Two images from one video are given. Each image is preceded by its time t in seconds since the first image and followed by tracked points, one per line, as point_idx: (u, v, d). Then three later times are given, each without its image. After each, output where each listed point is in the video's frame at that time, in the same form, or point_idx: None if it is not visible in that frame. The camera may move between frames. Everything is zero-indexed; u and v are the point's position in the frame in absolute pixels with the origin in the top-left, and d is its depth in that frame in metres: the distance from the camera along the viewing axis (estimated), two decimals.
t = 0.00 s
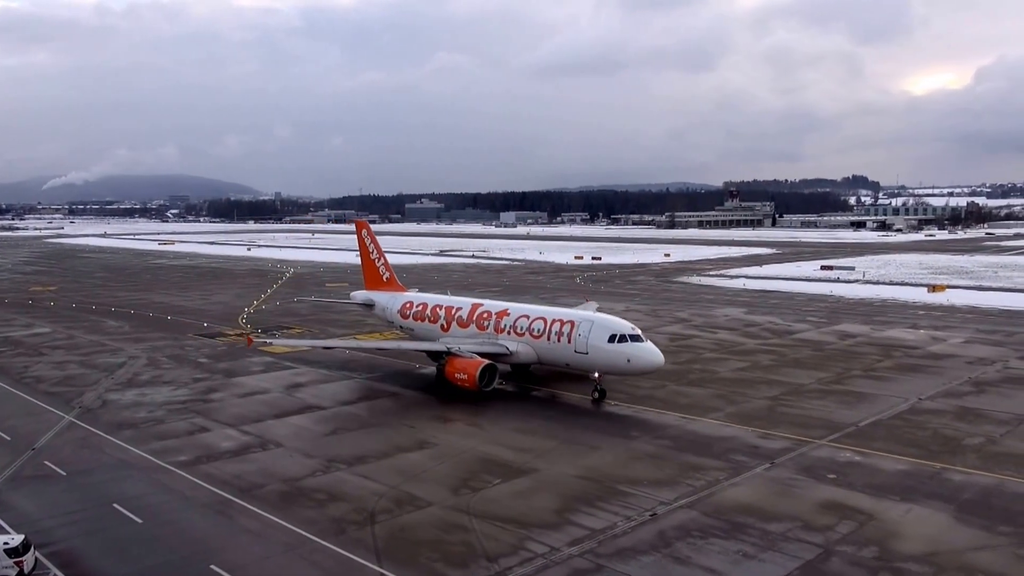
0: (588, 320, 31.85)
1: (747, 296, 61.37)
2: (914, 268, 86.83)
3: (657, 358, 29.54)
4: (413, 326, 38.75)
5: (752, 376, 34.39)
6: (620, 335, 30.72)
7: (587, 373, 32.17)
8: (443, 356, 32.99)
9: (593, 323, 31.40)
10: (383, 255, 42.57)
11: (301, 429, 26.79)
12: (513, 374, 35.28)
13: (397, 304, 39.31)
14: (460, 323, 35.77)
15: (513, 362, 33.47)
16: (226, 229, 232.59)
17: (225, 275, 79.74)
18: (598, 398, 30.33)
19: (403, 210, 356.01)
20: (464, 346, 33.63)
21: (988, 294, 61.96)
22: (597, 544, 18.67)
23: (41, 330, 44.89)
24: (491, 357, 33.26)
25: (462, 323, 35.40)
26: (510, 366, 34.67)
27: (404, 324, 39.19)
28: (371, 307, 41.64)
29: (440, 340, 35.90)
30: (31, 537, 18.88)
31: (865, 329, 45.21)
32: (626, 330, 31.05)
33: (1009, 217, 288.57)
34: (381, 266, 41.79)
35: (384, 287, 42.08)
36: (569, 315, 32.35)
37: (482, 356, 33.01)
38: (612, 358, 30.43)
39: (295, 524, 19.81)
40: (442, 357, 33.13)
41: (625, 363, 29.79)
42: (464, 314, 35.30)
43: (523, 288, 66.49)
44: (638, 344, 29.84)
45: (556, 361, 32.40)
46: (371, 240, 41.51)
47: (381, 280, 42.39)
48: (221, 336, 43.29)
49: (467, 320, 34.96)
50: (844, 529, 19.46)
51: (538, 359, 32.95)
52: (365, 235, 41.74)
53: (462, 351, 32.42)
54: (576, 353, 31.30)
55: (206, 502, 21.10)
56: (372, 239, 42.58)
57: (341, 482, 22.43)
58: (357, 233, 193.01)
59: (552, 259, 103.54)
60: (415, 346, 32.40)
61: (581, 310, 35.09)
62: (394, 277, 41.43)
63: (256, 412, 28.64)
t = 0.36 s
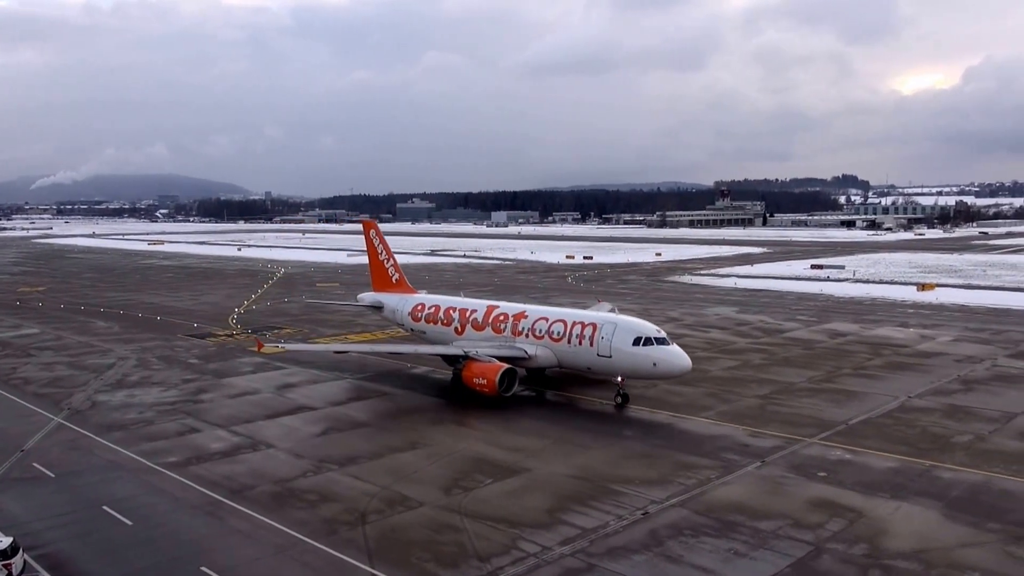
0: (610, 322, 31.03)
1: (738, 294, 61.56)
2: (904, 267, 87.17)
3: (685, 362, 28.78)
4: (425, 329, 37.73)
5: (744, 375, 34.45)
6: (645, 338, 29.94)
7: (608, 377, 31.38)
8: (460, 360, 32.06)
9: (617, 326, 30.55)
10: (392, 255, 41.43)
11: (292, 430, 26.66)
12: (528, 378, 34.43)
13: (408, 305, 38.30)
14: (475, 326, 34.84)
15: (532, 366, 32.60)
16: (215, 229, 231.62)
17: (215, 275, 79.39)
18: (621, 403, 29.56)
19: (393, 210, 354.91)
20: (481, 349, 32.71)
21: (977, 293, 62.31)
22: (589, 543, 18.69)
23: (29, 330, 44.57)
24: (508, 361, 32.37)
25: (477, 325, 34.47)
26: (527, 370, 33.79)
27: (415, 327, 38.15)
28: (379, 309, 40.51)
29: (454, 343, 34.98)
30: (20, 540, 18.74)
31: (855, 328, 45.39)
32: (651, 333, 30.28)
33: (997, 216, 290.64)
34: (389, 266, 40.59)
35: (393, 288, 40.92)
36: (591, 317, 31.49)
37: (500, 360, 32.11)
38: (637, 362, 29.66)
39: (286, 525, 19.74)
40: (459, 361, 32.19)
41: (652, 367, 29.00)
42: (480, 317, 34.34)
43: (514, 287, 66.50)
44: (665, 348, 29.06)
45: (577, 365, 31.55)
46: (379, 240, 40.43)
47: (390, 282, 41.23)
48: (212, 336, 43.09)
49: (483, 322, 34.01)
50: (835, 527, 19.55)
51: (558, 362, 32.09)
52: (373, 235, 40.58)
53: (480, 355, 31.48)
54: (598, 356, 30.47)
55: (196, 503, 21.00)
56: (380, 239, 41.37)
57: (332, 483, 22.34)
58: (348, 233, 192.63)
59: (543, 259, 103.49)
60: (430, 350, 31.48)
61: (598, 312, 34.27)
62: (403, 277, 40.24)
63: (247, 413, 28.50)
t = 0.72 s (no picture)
0: (632, 325, 30.34)
1: (725, 293, 61.80)
2: (891, 266, 87.67)
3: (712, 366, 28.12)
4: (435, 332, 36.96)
5: (732, 373, 34.54)
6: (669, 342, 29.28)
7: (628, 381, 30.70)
8: (475, 364, 31.30)
9: (639, 329, 29.86)
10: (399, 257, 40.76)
11: (281, 431, 26.53)
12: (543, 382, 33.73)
13: (418, 308, 37.55)
14: (489, 329, 34.10)
15: (548, 370, 31.88)
16: (202, 229, 230.60)
17: (202, 275, 78.99)
18: (643, 408, 28.92)
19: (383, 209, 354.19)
20: (497, 353, 31.98)
21: (963, 292, 62.76)
22: (579, 543, 18.70)
23: (13, 332, 44.23)
24: (525, 365, 31.64)
25: (491, 328, 33.73)
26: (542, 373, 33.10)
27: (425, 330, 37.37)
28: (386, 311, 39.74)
29: (466, 346, 34.24)
30: (5, 543, 18.57)
31: (843, 326, 45.61)
32: (675, 336, 29.62)
33: (984, 215, 292.60)
34: (396, 267, 39.86)
35: (401, 290, 40.18)
36: (612, 320, 30.77)
37: (517, 364, 31.39)
38: (662, 365, 28.98)
39: (275, 526, 19.66)
40: (475, 365, 31.43)
41: (678, 371, 28.31)
42: (495, 319, 33.58)
43: (502, 287, 66.51)
44: (690, 352, 28.39)
45: (597, 369, 30.83)
46: (386, 240, 39.82)
47: (397, 283, 40.49)
48: (199, 336, 42.91)
49: (498, 325, 33.26)
50: (823, 524, 19.63)
51: (576, 366, 31.38)
52: (379, 236, 39.99)
53: (497, 359, 30.70)
54: (620, 360, 29.76)
55: (184, 504, 20.89)
56: (387, 241, 40.78)
57: (321, 483, 22.27)
58: (336, 233, 192.17)
59: (532, 258, 103.47)
60: (446, 354, 30.71)
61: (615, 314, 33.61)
62: (411, 279, 39.45)
63: (235, 414, 28.35)
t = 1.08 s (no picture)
0: (653, 328, 29.30)
1: (710, 292, 62.02)
2: (875, 264, 88.30)
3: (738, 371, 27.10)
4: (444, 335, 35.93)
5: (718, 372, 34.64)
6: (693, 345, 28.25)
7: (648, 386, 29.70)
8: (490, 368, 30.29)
9: (661, 332, 28.80)
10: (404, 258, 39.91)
11: (266, 432, 26.41)
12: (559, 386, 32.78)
13: (426, 310, 36.55)
14: (501, 331, 33.10)
15: (565, 374, 30.88)
16: (187, 229, 229.55)
17: (186, 275, 78.58)
18: (665, 414, 27.97)
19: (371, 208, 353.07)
20: (512, 356, 31.01)
21: (945, 289, 63.27)
22: (565, 542, 18.70)
23: None
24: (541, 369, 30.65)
25: (503, 331, 32.70)
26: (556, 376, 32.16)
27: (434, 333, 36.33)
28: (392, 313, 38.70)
29: (478, 349, 33.23)
30: None
31: (827, 324, 45.82)
32: (698, 339, 28.59)
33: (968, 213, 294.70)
34: (401, 268, 39.04)
35: (405, 291, 39.22)
36: (631, 322, 29.71)
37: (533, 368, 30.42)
38: (684, 370, 27.97)
39: (260, 527, 19.58)
40: (490, 370, 30.43)
41: (702, 376, 27.30)
42: (508, 322, 32.54)
43: (488, 286, 66.53)
44: (716, 356, 27.38)
45: (616, 373, 29.81)
46: (391, 240, 39.00)
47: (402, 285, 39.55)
48: (184, 337, 42.71)
49: (511, 328, 32.23)
50: (807, 522, 19.72)
51: (594, 370, 30.38)
52: (384, 236, 39.19)
53: (513, 364, 29.65)
54: (642, 364, 28.72)
55: (169, 506, 20.79)
56: (392, 241, 39.97)
57: (307, 484, 22.19)
58: (323, 232, 191.73)
59: (518, 258, 103.48)
60: (458, 358, 29.73)
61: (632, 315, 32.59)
62: (418, 280, 38.67)
63: (221, 415, 28.20)
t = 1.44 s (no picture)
0: (673, 330, 28.80)
1: (693, 291, 62.21)
2: (857, 263, 89.00)
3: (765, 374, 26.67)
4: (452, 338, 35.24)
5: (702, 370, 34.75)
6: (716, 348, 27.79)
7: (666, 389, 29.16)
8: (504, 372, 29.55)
9: (683, 335, 28.30)
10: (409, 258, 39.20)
11: (249, 433, 26.20)
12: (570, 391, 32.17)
13: (434, 311, 35.88)
14: (513, 334, 32.49)
15: (580, 378, 30.27)
16: (167, 228, 227.52)
17: (166, 275, 77.85)
18: (686, 418, 27.36)
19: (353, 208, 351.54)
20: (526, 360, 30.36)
21: (925, 288, 63.88)
22: (549, 541, 18.70)
23: None
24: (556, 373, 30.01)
25: (516, 334, 32.07)
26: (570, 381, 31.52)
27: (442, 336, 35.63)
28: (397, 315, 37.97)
29: (489, 352, 32.57)
30: None
31: (809, 323, 46.11)
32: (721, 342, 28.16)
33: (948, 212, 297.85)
34: (406, 268, 38.36)
35: (410, 292, 38.56)
36: (651, 325, 29.17)
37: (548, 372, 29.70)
38: (707, 373, 27.49)
39: (242, 529, 19.43)
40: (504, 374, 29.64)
41: (727, 380, 26.82)
42: (521, 324, 31.91)
43: (472, 285, 66.40)
44: (741, 359, 26.93)
45: (635, 377, 29.23)
46: (395, 240, 38.30)
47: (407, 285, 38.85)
48: (164, 337, 42.35)
49: (524, 330, 31.61)
50: (790, 519, 19.85)
51: (611, 374, 29.81)
52: (388, 235, 38.48)
53: (529, 367, 28.93)
54: (663, 368, 28.16)
55: (149, 508, 20.58)
56: (396, 241, 39.25)
57: (290, 485, 22.04)
58: (306, 232, 190.59)
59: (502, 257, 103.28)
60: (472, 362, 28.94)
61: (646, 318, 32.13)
62: (423, 281, 38.04)
63: (203, 416, 27.95)
